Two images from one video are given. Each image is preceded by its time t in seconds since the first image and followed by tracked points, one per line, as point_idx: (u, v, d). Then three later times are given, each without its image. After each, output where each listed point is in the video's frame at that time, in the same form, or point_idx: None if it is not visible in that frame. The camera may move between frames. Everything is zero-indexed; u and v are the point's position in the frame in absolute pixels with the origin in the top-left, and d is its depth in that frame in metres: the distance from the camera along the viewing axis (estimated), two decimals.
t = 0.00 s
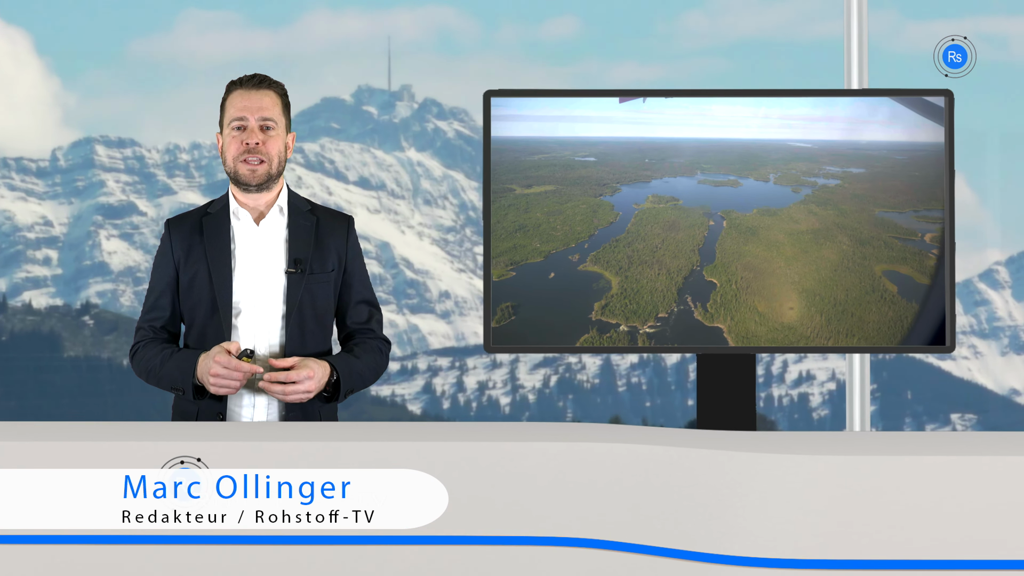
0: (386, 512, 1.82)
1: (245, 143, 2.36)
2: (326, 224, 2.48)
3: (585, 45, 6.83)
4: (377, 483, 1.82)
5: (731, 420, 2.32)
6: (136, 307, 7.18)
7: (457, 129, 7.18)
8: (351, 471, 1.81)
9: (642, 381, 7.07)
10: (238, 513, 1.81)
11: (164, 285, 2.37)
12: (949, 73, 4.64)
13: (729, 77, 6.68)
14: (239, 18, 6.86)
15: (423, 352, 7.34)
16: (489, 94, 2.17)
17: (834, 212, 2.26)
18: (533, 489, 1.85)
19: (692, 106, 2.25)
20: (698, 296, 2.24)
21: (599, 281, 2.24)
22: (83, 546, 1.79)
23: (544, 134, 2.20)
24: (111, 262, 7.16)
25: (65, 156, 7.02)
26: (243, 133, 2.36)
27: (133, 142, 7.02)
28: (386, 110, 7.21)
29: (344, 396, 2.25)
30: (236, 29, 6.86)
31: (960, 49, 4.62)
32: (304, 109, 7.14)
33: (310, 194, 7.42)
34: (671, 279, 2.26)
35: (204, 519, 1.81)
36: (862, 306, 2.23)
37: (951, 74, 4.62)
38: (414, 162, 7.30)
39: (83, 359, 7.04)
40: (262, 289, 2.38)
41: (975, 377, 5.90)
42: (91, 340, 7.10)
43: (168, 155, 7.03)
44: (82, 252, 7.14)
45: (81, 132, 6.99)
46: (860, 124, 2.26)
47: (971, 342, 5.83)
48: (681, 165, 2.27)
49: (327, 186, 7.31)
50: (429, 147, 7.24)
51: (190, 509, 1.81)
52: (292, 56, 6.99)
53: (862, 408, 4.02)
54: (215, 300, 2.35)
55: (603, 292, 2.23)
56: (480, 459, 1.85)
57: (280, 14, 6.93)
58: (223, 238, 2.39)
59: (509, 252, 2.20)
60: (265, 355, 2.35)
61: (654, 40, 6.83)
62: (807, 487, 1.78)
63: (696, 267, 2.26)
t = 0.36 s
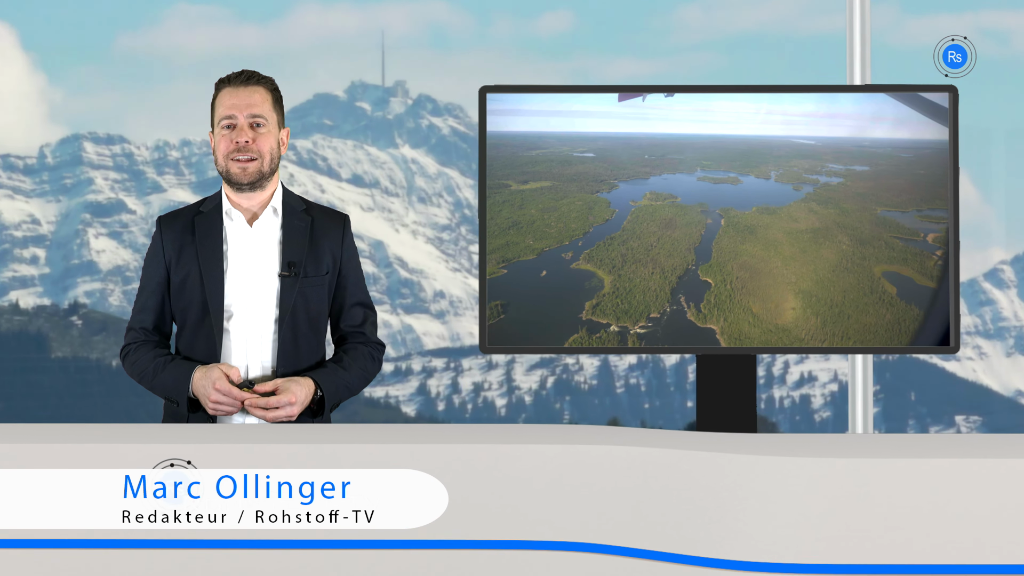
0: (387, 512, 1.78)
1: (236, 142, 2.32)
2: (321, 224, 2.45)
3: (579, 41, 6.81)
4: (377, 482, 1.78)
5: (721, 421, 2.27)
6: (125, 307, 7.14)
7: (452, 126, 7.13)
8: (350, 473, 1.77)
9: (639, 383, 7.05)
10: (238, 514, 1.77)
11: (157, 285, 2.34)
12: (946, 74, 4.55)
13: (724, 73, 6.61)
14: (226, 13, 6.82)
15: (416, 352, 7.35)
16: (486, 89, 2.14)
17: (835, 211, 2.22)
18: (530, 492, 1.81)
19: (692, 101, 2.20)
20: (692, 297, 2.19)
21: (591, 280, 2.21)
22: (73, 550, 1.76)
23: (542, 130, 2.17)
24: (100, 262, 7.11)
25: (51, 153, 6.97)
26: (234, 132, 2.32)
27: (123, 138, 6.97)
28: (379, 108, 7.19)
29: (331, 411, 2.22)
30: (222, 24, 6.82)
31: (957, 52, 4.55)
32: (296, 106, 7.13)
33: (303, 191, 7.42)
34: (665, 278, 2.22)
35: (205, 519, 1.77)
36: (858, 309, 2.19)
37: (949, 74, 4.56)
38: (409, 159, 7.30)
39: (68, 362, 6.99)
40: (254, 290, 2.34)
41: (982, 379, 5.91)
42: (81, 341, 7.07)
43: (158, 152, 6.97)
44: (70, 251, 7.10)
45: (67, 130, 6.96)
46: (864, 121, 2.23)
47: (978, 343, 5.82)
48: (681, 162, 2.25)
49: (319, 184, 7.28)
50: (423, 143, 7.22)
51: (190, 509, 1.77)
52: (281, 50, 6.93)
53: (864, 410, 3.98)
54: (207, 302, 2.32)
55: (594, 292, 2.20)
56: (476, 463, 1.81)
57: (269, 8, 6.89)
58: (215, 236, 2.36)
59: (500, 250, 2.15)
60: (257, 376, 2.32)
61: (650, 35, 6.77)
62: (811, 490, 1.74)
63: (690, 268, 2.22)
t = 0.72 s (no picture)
0: (389, 511, 1.75)
1: (228, 140, 2.30)
2: (314, 223, 2.42)
3: (574, 37, 6.77)
4: (378, 482, 1.75)
5: (713, 424, 2.24)
6: (115, 307, 7.09)
7: (448, 122, 7.17)
8: (351, 473, 1.74)
9: (638, 385, 6.98)
10: (238, 514, 1.73)
11: (148, 287, 2.30)
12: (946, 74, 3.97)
13: (721, 68, 6.57)
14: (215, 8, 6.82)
15: (412, 353, 7.37)
16: (482, 86, 2.11)
17: (835, 212, 2.19)
18: (529, 496, 1.78)
19: (694, 100, 2.19)
20: (685, 298, 2.17)
21: (582, 280, 2.17)
22: (61, 555, 1.72)
23: (539, 126, 2.14)
24: (89, 261, 7.11)
25: (40, 151, 6.94)
26: (226, 130, 2.30)
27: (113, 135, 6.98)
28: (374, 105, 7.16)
29: (326, 411, 2.19)
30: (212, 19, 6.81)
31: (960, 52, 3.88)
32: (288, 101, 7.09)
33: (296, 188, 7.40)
34: (659, 278, 2.19)
35: (204, 519, 1.73)
36: (855, 312, 2.16)
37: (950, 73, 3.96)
38: (404, 156, 7.26)
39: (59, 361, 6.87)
40: (245, 291, 2.31)
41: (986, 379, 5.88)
42: (69, 342, 7.01)
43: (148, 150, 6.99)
44: (59, 250, 7.04)
45: (57, 126, 6.90)
46: (867, 120, 2.21)
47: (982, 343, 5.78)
48: (682, 160, 2.21)
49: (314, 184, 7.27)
50: (419, 140, 7.22)
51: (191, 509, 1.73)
52: (272, 45, 6.94)
53: (869, 412, 3.93)
54: (200, 303, 2.29)
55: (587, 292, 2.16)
56: (473, 465, 1.77)
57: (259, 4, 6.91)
58: (206, 235, 2.33)
59: (493, 248, 2.13)
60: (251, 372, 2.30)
61: (646, 31, 6.74)
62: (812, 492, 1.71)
63: (685, 269, 2.20)
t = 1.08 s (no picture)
0: (389, 510, 1.72)
1: (224, 140, 2.27)
2: (309, 222, 2.39)
3: (571, 34, 6.74)
4: (378, 482, 1.72)
5: (706, 425, 2.22)
6: (106, 307, 7.05)
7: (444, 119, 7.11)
8: (350, 473, 1.71)
9: (638, 386, 6.98)
10: (238, 513, 1.70)
11: (140, 286, 2.27)
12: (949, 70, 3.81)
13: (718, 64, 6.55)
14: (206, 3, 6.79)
15: (407, 353, 7.29)
16: (478, 83, 2.08)
17: (835, 211, 2.16)
18: (527, 499, 1.75)
19: (696, 98, 2.16)
20: (678, 300, 2.14)
21: (573, 282, 2.15)
22: (52, 558, 1.69)
23: (537, 123, 2.11)
24: (81, 260, 7.03)
25: (31, 148, 6.91)
26: (221, 129, 2.27)
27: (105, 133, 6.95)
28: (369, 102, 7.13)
29: (318, 411, 2.16)
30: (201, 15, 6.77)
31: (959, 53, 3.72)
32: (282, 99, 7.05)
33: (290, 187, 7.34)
34: (652, 280, 2.16)
35: (204, 519, 1.70)
36: (849, 316, 2.13)
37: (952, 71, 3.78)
38: (399, 154, 7.19)
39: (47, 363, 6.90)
40: (239, 291, 2.29)
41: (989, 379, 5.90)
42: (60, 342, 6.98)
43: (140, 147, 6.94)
44: (50, 249, 6.99)
45: (48, 125, 6.88)
46: (870, 118, 2.18)
47: (985, 343, 5.77)
48: (681, 158, 2.18)
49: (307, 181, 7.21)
50: (414, 137, 7.16)
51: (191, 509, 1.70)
52: (262, 41, 6.89)
53: (869, 412, 3.91)
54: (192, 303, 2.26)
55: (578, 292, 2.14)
56: (470, 468, 1.74)
57: None
58: (199, 234, 2.31)
59: (485, 248, 2.10)
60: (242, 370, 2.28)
61: (643, 27, 6.71)
62: (812, 494, 1.68)
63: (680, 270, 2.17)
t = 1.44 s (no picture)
0: (390, 510, 1.70)
1: (219, 136, 2.27)
2: (302, 222, 2.37)
3: (568, 31, 6.72)
4: (378, 482, 1.69)
5: (703, 427, 2.20)
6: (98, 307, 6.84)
7: (440, 117, 7.05)
8: (350, 473, 1.69)
9: (637, 386, 6.96)
10: (238, 513, 1.68)
11: (133, 284, 2.26)
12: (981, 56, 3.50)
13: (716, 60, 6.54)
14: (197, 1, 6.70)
15: (404, 354, 7.21)
16: (474, 80, 2.06)
17: (834, 213, 2.14)
18: (524, 501, 1.72)
19: (695, 98, 2.14)
20: (670, 303, 2.12)
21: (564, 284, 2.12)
22: (47, 561, 1.66)
23: (532, 121, 2.09)
24: (73, 260, 6.86)
25: (22, 146, 6.77)
26: (216, 124, 2.27)
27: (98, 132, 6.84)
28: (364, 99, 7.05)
29: (310, 408, 2.14)
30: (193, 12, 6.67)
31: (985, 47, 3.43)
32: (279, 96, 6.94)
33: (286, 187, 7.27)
34: (645, 282, 2.13)
35: (204, 519, 1.68)
36: (844, 321, 2.10)
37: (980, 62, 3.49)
38: (395, 152, 7.12)
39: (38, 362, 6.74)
40: (231, 290, 2.27)
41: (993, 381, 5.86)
42: (54, 341, 6.78)
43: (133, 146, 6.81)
44: (42, 248, 6.80)
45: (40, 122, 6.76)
46: (871, 117, 2.16)
47: (988, 343, 5.72)
48: (679, 159, 2.16)
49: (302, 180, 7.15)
50: (411, 135, 7.06)
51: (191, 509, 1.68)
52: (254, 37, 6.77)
53: (869, 412, 3.88)
54: (184, 302, 2.24)
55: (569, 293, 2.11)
56: (467, 470, 1.72)
57: None
58: (192, 233, 2.29)
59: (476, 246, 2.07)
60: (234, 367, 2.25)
61: (640, 24, 6.70)
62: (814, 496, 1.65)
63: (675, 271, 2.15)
